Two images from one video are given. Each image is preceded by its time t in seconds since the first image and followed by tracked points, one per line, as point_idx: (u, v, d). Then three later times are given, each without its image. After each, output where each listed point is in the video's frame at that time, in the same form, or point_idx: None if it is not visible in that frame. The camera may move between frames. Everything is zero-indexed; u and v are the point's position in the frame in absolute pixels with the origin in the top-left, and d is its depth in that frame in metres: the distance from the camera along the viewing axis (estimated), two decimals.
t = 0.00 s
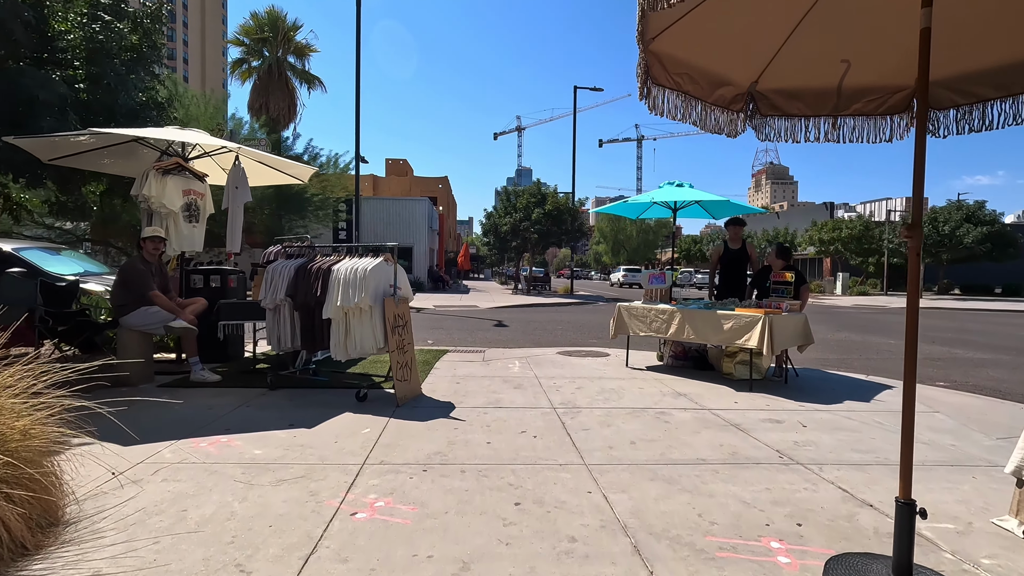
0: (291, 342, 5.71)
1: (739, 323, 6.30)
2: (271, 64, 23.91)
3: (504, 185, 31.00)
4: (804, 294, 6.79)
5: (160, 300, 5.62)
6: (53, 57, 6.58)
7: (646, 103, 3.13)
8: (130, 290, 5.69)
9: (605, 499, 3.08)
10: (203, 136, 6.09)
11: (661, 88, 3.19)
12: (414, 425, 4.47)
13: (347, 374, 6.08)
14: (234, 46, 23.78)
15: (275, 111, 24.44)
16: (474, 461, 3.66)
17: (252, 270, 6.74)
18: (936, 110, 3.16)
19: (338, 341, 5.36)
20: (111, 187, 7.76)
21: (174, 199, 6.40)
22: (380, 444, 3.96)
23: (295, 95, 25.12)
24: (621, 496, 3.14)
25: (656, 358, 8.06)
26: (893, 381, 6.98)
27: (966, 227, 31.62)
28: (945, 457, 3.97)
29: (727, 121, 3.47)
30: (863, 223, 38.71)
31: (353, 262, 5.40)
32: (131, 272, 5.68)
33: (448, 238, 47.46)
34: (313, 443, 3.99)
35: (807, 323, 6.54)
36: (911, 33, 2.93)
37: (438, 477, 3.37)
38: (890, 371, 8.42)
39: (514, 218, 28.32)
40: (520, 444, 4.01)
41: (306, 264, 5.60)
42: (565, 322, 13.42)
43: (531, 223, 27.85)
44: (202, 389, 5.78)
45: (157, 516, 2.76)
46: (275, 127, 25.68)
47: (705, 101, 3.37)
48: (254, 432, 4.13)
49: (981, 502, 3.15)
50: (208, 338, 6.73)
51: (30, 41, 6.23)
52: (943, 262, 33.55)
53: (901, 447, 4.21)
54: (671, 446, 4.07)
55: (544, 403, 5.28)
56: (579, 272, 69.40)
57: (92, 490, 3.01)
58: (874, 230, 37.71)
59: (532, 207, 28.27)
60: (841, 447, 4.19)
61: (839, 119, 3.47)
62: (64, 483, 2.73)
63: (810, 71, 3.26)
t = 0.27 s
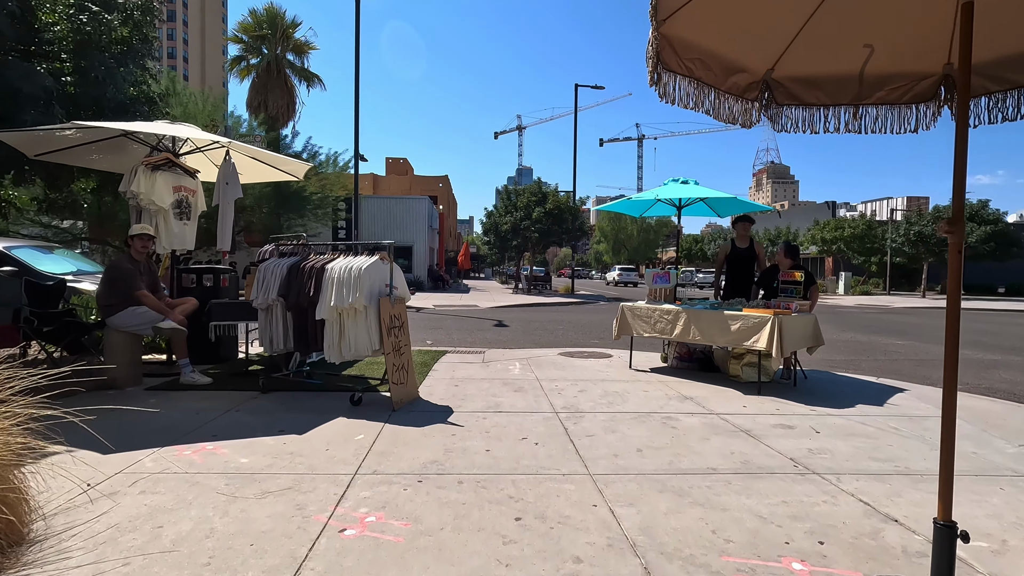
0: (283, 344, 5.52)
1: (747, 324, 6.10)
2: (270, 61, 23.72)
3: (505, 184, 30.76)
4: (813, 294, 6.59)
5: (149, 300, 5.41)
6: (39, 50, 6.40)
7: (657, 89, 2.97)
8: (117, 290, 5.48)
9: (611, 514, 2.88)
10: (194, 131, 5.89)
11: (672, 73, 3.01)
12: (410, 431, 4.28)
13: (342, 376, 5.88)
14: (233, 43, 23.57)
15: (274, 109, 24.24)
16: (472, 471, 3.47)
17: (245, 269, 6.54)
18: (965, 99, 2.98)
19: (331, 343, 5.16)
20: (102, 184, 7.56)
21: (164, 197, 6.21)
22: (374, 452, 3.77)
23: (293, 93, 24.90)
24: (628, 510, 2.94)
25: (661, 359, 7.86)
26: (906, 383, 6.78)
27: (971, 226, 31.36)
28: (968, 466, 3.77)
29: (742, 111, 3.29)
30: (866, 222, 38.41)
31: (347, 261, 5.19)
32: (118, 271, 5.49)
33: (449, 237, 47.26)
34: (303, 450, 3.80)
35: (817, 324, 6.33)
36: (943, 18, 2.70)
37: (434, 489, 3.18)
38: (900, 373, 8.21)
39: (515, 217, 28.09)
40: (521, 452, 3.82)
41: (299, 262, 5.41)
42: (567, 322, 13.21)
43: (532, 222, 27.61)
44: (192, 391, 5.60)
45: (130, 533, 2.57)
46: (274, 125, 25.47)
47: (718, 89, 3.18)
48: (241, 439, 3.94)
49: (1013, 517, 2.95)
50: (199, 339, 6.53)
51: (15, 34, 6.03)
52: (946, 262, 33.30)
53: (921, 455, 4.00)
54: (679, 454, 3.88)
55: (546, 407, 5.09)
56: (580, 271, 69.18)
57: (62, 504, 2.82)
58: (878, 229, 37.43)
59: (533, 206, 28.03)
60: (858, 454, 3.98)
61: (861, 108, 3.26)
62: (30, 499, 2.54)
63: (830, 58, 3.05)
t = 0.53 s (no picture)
0: (281, 345, 5.35)
1: (761, 325, 5.89)
2: (274, 60, 23.61)
3: (510, 183, 30.58)
4: (830, 296, 6.36)
5: (143, 300, 5.23)
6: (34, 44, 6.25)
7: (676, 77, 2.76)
8: (111, 289, 5.31)
9: (625, 531, 2.69)
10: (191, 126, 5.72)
11: (691, 58, 2.78)
12: (411, 437, 4.09)
13: (342, 379, 5.71)
14: (237, 41, 23.48)
15: (278, 107, 24.15)
16: (476, 481, 3.28)
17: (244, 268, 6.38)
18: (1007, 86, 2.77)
19: (330, 344, 4.99)
20: (99, 181, 7.42)
21: (160, 193, 6.05)
22: (372, 460, 3.58)
23: (298, 92, 24.79)
24: (643, 527, 2.75)
25: (670, 361, 7.65)
26: (925, 387, 6.55)
27: (982, 225, 30.91)
28: (1002, 478, 3.55)
29: (765, 98, 3.08)
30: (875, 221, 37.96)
31: (346, 260, 5.01)
32: (112, 269, 5.33)
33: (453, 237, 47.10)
34: (299, 458, 3.62)
35: (834, 326, 6.11)
36: None
37: (435, 501, 2.99)
38: (917, 376, 7.96)
39: (520, 216, 27.90)
40: (527, 461, 3.63)
41: (298, 260, 5.24)
42: (573, 323, 13.00)
43: (537, 221, 27.41)
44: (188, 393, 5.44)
45: (109, 550, 2.40)
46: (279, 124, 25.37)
47: (740, 75, 2.97)
48: (235, 445, 3.77)
49: None
50: (197, 339, 6.37)
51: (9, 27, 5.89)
52: (957, 261, 32.85)
53: (950, 465, 3.79)
54: (694, 463, 3.68)
55: (553, 411, 4.89)
56: (585, 271, 68.89)
57: (39, 517, 2.65)
58: (887, 229, 37.00)
59: (538, 205, 27.83)
60: (883, 464, 3.77)
61: (893, 95, 3.04)
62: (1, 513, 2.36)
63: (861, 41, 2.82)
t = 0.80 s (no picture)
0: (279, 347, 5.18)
1: (778, 327, 5.65)
2: (281, 58, 23.55)
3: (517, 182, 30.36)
4: (851, 297, 6.07)
5: (138, 299, 5.08)
6: (30, 37, 6.13)
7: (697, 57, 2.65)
8: (105, 288, 5.16)
9: (640, 553, 2.47)
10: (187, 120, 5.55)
11: (712, 39, 2.64)
12: (412, 444, 3.90)
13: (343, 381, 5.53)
14: (244, 40, 23.42)
15: (285, 106, 24.07)
16: (479, 493, 3.08)
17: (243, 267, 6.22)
18: None
19: (330, 346, 4.81)
20: (99, 179, 7.30)
21: (157, 190, 5.91)
22: (370, 470, 3.39)
23: (304, 90, 24.70)
24: (659, 547, 2.53)
25: (681, 363, 7.42)
26: (949, 392, 6.28)
27: (998, 224, 30.32)
28: None
29: (790, 84, 2.90)
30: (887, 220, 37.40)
31: (346, 258, 4.83)
32: (107, 268, 5.18)
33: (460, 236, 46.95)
34: (293, 467, 3.44)
35: (854, 328, 5.86)
36: None
37: (434, 516, 2.79)
38: (939, 380, 7.68)
39: (527, 215, 27.68)
40: (534, 471, 3.42)
41: (297, 259, 5.06)
42: (581, 323, 12.78)
43: (544, 220, 27.17)
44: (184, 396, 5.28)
45: (82, 572, 2.22)
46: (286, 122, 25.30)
47: (765, 58, 2.79)
48: (226, 453, 3.59)
49: None
50: (195, 340, 6.22)
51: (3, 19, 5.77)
52: (972, 261, 32.26)
53: (986, 478, 3.54)
54: (711, 475, 3.45)
55: (561, 417, 4.68)
56: (593, 270, 68.49)
57: (10, 533, 2.48)
58: (899, 228, 36.44)
59: (545, 204, 27.59)
60: (914, 477, 3.53)
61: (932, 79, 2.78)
62: None
63: (896, 22, 2.56)
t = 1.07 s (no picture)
0: (278, 349, 5.01)
1: (798, 329, 5.39)
2: (289, 57, 23.48)
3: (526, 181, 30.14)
4: (872, 295, 5.83)
5: (134, 299, 4.92)
6: (27, 31, 6.01)
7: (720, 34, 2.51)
8: (100, 288, 5.00)
9: None
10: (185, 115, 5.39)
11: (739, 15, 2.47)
12: (413, 453, 3.70)
13: (345, 385, 5.35)
14: (252, 39, 23.37)
15: (293, 105, 24.02)
16: (483, 509, 2.87)
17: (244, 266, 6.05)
18: None
19: (330, 349, 4.62)
20: (99, 176, 7.17)
21: (155, 187, 5.74)
22: (368, 482, 3.19)
23: (312, 89, 24.63)
24: (680, 573, 2.31)
25: (695, 366, 7.16)
26: (977, 397, 5.99)
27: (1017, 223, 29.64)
28: None
29: (822, 66, 2.69)
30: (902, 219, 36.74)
31: (346, 257, 4.64)
32: (102, 267, 5.02)
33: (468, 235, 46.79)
34: (286, 477, 3.24)
35: (878, 331, 5.59)
36: None
37: (434, 535, 2.58)
38: (964, 384, 7.37)
39: (535, 214, 27.44)
40: (542, 484, 3.20)
41: (296, 258, 4.88)
42: (590, 324, 12.54)
43: (553, 220, 26.92)
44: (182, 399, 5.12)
45: None
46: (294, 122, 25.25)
47: (797, 37, 2.58)
48: (218, 462, 3.41)
49: None
50: (195, 341, 6.07)
51: None
52: (990, 260, 31.58)
53: None
54: (731, 489, 3.22)
55: (570, 423, 4.46)
56: (602, 270, 68.09)
57: None
58: (915, 227, 35.78)
59: (554, 203, 27.33)
60: (952, 492, 3.27)
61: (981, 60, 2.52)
62: None
63: None
